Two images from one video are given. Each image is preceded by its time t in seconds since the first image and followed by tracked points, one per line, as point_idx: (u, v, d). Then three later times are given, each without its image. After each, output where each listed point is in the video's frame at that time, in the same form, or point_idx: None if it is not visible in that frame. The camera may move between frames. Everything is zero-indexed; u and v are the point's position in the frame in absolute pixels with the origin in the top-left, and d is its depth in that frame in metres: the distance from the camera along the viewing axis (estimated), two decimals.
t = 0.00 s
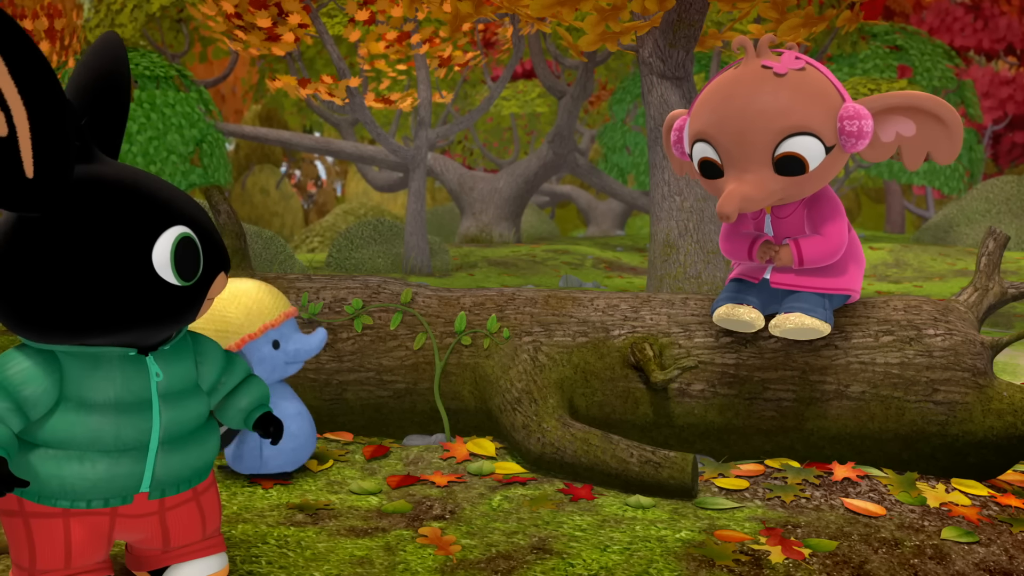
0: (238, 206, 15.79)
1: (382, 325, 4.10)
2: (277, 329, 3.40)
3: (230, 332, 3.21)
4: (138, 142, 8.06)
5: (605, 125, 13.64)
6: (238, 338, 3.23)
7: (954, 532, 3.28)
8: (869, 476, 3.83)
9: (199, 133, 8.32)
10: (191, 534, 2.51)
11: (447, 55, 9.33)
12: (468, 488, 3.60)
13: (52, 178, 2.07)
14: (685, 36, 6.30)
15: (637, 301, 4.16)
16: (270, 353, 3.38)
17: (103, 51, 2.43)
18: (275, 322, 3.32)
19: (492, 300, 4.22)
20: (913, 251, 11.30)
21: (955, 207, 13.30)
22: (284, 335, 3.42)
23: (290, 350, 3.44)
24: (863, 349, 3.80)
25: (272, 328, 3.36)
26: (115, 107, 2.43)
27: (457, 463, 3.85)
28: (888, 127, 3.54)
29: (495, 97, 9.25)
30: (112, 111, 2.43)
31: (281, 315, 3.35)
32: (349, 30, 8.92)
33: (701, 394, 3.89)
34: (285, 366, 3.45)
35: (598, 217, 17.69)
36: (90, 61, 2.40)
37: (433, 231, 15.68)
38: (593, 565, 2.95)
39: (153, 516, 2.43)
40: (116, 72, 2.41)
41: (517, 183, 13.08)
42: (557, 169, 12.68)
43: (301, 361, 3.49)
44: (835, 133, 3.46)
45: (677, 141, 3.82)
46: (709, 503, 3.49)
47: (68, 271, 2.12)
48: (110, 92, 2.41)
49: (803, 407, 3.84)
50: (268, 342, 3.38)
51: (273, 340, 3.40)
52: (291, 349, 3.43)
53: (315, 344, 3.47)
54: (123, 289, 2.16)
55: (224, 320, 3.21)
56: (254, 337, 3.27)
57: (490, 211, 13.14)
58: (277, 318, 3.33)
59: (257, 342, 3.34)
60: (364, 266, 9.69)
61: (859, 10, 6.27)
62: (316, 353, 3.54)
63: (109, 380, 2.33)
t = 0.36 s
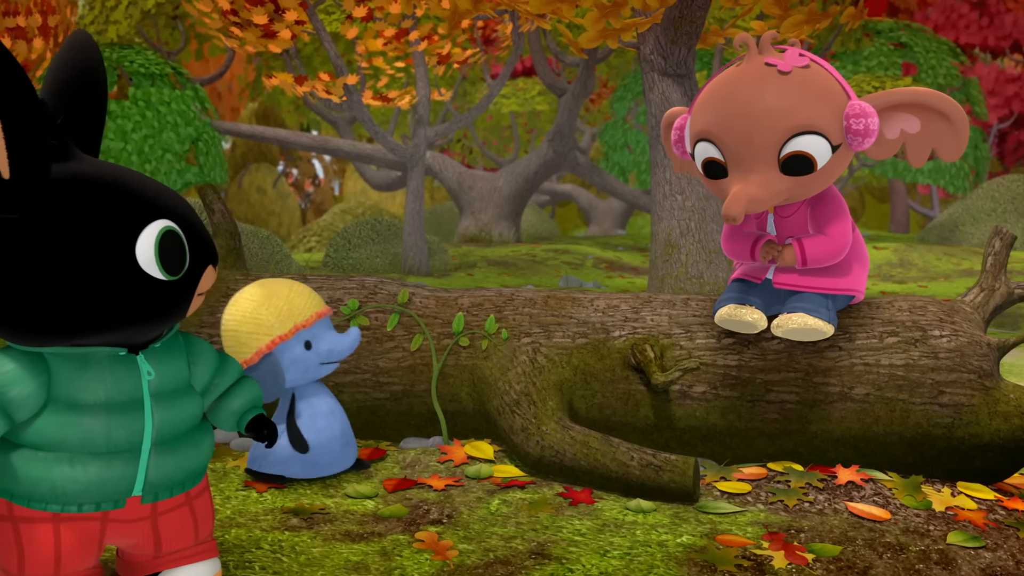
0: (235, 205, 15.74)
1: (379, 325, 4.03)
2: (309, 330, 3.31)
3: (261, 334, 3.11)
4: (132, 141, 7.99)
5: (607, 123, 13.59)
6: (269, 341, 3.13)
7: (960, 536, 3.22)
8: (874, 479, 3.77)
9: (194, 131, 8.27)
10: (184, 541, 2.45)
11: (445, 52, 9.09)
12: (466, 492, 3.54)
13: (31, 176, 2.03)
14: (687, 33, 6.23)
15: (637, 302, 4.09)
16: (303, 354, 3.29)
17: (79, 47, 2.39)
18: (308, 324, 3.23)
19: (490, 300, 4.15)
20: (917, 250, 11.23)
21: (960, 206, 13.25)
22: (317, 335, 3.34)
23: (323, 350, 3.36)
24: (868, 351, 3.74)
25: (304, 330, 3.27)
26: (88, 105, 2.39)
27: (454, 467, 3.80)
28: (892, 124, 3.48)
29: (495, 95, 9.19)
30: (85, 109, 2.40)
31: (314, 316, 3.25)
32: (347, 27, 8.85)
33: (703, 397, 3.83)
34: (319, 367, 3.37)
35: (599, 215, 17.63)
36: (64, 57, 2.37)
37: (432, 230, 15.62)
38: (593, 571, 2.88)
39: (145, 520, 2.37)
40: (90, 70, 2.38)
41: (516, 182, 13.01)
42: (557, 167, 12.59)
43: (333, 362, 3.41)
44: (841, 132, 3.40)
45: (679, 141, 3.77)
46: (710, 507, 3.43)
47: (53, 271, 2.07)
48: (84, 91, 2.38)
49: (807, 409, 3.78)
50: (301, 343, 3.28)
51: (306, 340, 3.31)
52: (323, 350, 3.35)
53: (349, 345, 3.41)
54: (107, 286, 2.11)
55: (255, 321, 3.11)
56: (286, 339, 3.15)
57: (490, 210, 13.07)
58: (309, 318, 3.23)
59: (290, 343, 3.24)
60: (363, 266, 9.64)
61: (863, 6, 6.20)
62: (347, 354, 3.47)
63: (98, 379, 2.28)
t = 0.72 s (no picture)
0: (228, 204, 15.69)
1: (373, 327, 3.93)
2: (347, 333, 3.23)
3: (299, 334, 3.06)
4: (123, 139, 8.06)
5: (609, 120, 13.49)
6: (306, 343, 3.07)
7: (970, 545, 3.12)
8: (882, 485, 3.66)
9: (188, 128, 8.19)
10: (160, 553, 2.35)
11: (443, 48, 8.99)
12: (461, 499, 3.44)
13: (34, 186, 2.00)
14: (690, 27, 6.14)
15: (638, 303, 3.98)
16: (340, 357, 3.20)
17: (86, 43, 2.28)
18: (346, 325, 3.18)
19: (487, 301, 4.06)
20: (926, 250, 11.10)
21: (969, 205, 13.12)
22: (354, 339, 3.26)
23: (359, 354, 3.27)
24: (876, 353, 3.63)
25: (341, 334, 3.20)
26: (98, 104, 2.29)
27: (450, 472, 3.70)
28: (899, 118, 3.37)
29: (494, 91, 9.10)
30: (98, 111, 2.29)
31: (352, 319, 3.22)
32: (343, 22, 8.75)
33: (706, 400, 3.73)
34: (354, 371, 3.28)
35: (601, 214, 17.52)
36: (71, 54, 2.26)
37: (430, 229, 15.53)
38: None
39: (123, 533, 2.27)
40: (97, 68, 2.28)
41: (517, 180, 12.88)
42: (558, 165, 12.45)
43: (369, 365, 3.32)
44: (853, 127, 3.30)
45: (682, 137, 3.67)
46: (714, 515, 3.32)
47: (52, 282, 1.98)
48: (93, 90, 2.27)
49: (812, 413, 3.68)
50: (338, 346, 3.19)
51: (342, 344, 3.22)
52: (360, 355, 3.26)
53: (386, 347, 3.33)
54: (107, 302, 2.03)
55: (294, 322, 3.07)
56: (325, 340, 3.11)
57: (489, 209, 12.95)
58: (347, 321, 3.19)
59: (328, 345, 3.16)
60: (359, 266, 9.55)
61: None
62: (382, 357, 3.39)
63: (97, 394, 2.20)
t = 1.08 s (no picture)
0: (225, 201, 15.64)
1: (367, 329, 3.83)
2: (373, 334, 3.03)
3: (324, 338, 2.87)
4: (114, 135, 8.50)
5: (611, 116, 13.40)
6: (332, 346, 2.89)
7: (982, 554, 3.00)
8: (890, 493, 3.55)
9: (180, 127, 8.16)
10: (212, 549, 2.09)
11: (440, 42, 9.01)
12: (457, 507, 3.33)
13: (190, 137, 1.96)
14: (693, 20, 6.05)
15: (639, 304, 3.88)
16: (367, 360, 3.02)
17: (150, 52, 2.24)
18: (372, 327, 2.99)
19: (484, 302, 3.95)
20: (935, 249, 10.98)
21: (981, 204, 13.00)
22: (382, 340, 3.06)
23: (388, 355, 3.07)
24: (885, 357, 3.52)
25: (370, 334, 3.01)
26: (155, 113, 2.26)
27: (446, 479, 3.60)
28: (909, 114, 3.25)
29: (492, 87, 9.03)
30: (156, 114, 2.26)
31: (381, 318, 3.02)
32: (338, 16, 8.64)
33: (709, 405, 3.62)
34: (384, 373, 3.08)
35: (603, 213, 17.41)
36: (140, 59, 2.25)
37: (427, 228, 15.44)
38: None
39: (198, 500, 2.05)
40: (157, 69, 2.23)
41: (516, 178, 12.75)
42: (558, 163, 12.31)
43: (399, 367, 3.12)
44: (861, 122, 3.19)
45: (684, 133, 3.55)
46: (717, 523, 3.21)
47: (185, 224, 1.97)
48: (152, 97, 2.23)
49: (819, 418, 3.56)
50: (365, 347, 3.01)
51: (370, 345, 3.03)
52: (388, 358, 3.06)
53: (417, 349, 3.12)
54: (229, 258, 2.02)
55: (318, 325, 2.88)
56: (350, 343, 2.92)
57: (488, 208, 12.90)
58: (373, 322, 2.99)
59: (354, 347, 2.98)
60: (355, 266, 9.45)
61: None
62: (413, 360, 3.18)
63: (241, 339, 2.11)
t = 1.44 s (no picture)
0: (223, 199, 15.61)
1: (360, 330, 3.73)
2: (418, 338, 2.75)
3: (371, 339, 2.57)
4: (105, 132, 8.51)
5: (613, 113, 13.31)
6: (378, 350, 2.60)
7: (992, 563, 2.90)
8: (898, 499, 3.44)
9: (171, 121, 8.70)
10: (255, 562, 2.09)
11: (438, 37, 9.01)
12: (452, 513, 3.24)
13: (280, 126, 1.82)
14: (696, 15, 5.96)
15: (640, 305, 3.79)
16: (410, 365, 2.74)
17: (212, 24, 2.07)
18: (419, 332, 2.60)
19: (481, 303, 3.87)
20: (943, 249, 10.87)
21: (989, 203, 12.88)
22: (426, 345, 2.79)
23: (429, 362, 2.81)
24: (892, 359, 3.42)
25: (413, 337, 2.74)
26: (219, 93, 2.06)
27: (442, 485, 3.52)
28: (916, 111, 3.16)
29: (490, 83, 8.96)
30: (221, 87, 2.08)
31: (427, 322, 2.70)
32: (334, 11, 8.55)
33: (712, 409, 3.53)
34: (422, 381, 2.83)
35: (605, 212, 17.31)
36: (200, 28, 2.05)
37: (425, 227, 15.36)
38: None
39: (277, 504, 2.03)
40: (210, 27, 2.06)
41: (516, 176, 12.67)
42: (559, 161, 12.21)
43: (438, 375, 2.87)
44: (864, 119, 3.09)
45: (686, 129, 3.45)
46: (720, 530, 3.11)
47: (286, 215, 1.87)
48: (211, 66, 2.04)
49: (825, 422, 3.47)
50: (409, 351, 2.74)
51: (414, 349, 2.76)
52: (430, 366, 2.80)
53: (458, 357, 2.87)
54: (328, 243, 1.91)
55: (365, 323, 2.41)
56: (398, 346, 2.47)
57: (488, 206, 12.83)
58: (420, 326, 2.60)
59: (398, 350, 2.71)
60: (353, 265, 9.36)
61: None
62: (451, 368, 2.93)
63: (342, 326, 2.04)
